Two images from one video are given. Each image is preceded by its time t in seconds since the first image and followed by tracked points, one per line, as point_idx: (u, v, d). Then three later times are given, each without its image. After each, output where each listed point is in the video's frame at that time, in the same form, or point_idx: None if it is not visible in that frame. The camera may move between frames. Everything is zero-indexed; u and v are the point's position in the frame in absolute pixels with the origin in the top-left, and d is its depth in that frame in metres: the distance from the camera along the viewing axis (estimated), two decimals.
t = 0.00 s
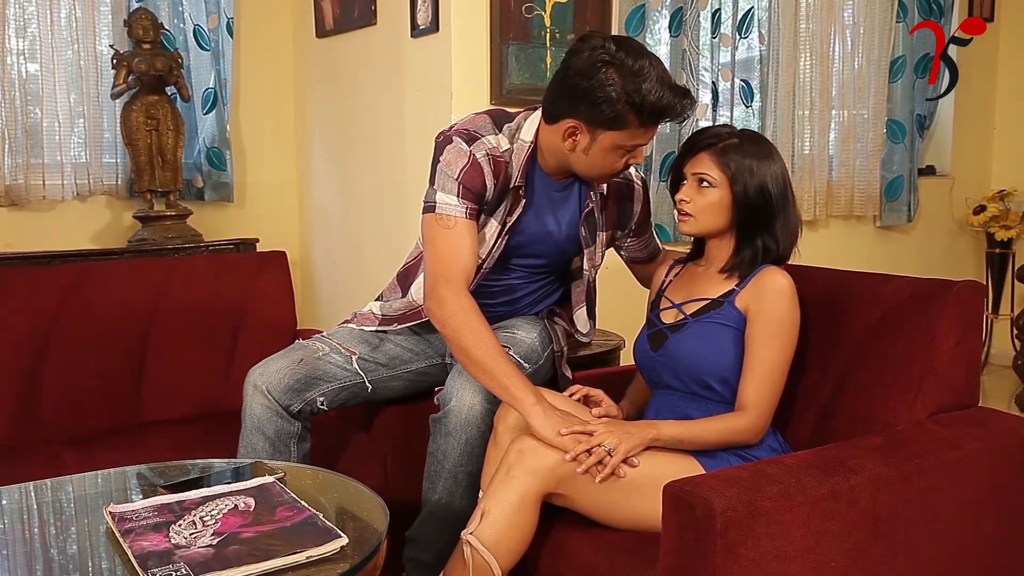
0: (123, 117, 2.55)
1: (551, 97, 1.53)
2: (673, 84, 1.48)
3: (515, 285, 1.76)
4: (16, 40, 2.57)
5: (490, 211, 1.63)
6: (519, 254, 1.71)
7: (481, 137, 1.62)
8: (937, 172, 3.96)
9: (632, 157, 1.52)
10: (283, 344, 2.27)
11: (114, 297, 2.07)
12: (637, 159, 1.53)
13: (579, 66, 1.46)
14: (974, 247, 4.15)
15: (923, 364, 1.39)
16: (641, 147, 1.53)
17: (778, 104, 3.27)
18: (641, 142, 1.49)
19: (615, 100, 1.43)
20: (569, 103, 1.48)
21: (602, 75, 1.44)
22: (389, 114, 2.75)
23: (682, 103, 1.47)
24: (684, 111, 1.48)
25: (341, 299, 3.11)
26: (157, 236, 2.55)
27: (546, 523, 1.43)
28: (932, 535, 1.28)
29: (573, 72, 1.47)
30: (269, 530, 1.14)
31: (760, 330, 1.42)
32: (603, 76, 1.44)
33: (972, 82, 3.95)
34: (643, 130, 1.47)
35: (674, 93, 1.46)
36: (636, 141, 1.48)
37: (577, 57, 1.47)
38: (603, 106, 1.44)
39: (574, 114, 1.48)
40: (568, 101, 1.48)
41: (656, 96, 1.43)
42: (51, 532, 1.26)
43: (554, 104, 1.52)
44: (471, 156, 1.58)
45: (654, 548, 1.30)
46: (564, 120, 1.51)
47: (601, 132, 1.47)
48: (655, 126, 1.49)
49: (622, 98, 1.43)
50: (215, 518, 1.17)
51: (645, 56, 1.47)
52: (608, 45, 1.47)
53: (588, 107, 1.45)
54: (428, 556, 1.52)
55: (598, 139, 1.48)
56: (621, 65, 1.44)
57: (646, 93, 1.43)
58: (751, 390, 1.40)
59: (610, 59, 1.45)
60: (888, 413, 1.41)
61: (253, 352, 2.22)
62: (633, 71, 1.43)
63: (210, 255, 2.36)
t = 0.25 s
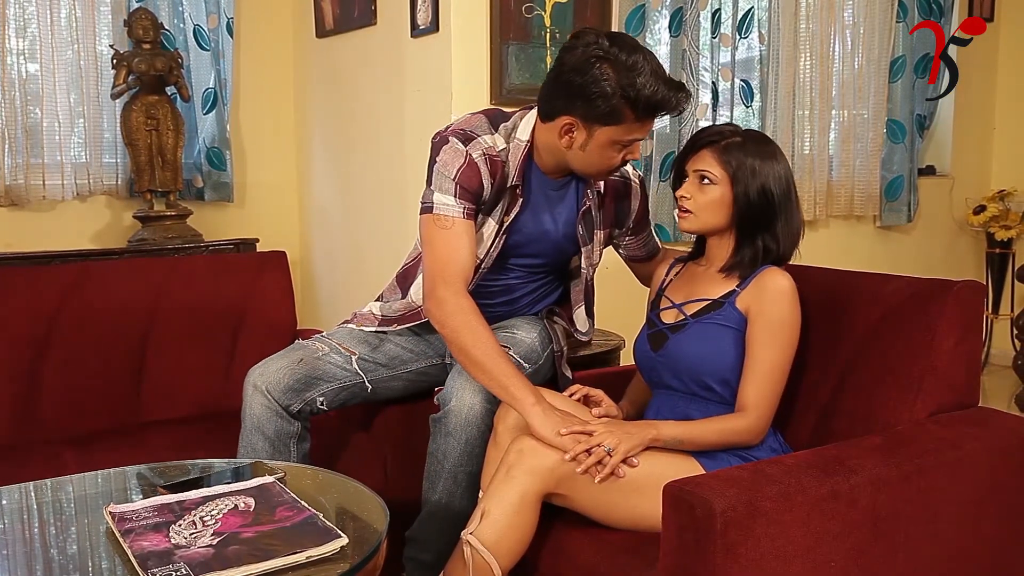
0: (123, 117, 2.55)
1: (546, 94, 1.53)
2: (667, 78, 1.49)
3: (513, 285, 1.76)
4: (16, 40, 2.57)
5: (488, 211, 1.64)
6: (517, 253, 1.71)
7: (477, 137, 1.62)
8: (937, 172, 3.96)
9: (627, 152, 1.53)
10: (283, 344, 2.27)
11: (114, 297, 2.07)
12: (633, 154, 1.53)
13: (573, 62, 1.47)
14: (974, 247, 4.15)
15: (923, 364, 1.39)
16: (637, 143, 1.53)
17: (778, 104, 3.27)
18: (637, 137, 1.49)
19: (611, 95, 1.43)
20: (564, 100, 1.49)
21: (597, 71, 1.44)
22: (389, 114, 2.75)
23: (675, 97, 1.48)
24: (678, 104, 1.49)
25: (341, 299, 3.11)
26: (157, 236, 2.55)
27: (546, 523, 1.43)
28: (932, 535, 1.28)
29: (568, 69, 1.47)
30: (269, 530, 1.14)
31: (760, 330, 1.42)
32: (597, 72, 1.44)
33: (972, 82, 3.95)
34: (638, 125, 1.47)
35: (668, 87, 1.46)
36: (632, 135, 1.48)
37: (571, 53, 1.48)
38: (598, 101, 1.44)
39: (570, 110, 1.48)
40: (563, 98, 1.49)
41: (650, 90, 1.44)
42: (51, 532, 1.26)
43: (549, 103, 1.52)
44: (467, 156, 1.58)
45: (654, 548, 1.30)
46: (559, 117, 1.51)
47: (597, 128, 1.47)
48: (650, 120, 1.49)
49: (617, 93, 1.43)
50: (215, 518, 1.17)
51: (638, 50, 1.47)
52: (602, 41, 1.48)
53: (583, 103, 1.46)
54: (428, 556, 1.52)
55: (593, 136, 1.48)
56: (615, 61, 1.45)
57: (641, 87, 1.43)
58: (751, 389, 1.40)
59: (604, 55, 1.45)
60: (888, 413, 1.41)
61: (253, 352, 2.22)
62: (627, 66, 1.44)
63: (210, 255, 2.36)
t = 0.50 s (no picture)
0: (123, 117, 2.55)
1: (543, 92, 1.53)
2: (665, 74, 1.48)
3: (513, 285, 1.76)
4: (16, 40, 2.57)
5: (486, 210, 1.64)
6: (517, 254, 1.71)
7: (475, 138, 1.62)
8: (937, 173, 3.96)
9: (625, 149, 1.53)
10: (283, 344, 2.27)
11: (114, 297, 2.07)
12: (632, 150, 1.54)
13: (570, 59, 1.47)
14: (974, 247, 4.15)
15: (923, 363, 1.39)
16: (637, 139, 1.53)
17: (778, 104, 3.27)
18: (637, 132, 1.49)
19: (609, 90, 1.43)
20: (562, 96, 1.49)
21: (594, 67, 1.44)
22: (389, 114, 2.75)
23: (675, 92, 1.48)
24: (676, 99, 1.49)
25: (341, 299, 3.11)
26: (157, 236, 2.55)
27: (546, 523, 1.43)
28: (932, 535, 1.28)
29: (565, 66, 1.47)
30: (269, 530, 1.14)
31: (760, 330, 1.42)
32: (594, 67, 1.44)
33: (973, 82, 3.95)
34: (637, 120, 1.47)
35: (666, 82, 1.46)
36: (631, 131, 1.48)
37: (568, 49, 1.48)
38: (596, 97, 1.44)
39: (568, 107, 1.48)
40: (561, 94, 1.49)
41: (648, 85, 1.44)
42: (51, 532, 1.26)
43: (548, 100, 1.52)
44: (466, 157, 1.58)
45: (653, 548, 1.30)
46: (558, 114, 1.51)
47: (595, 124, 1.47)
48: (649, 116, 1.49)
49: (614, 88, 1.43)
50: (215, 518, 1.17)
51: (635, 45, 1.47)
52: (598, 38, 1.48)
53: (582, 99, 1.46)
54: (429, 556, 1.52)
55: (592, 132, 1.49)
56: (612, 57, 1.45)
57: (639, 82, 1.43)
58: (750, 389, 1.40)
59: (601, 51, 1.45)
60: (888, 413, 1.41)
61: (252, 352, 2.22)
62: (624, 61, 1.44)
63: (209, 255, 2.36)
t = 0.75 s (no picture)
0: (123, 117, 2.55)
1: (543, 90, 1.53)
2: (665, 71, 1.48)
3: (512, 285, 1.76)
4: (16, 40, 2.57)
5: (486, 210, 1.64)
6: (517, 254, 1.71)
7: (475, 138, 1.63)
8: (937, 173, 3.96)
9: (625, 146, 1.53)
10: (283, 344, 2.27)
11: (114, 297, 2.07)
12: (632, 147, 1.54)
13: (570, 56, 1.47)
14: (974, 247, 4.15)
15: (923, 363, 1.39)
16: (637, 137, 1.53)
17: (778, 104, 3.27)
18: (637, 129, 1.50)
19: (609, 87, 1.43)
20: (562, 94, 1.49)
21: (594, 64, 1.44)
22: (389, 114, 2.75)
23: (675, 89, 1.48)
24: (676, 95, 1.49)
25: (341, 299, 3.11)
26: (157, 236, 2.55)
27: (546, 523, 1.43)
28: (932, 536, 1.28)
29: (564, 63, 1.47)
30: (269, 530, 1.14)
31: (761, 330, 1.42)
32: (594, 64, 1.44)
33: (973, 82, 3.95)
34: (637, 116, 1.48)
35: (665, 78, 1.46)
36: (631, 128, 1.49)
37: (568, 46, 1.48)
38: (596, 94, 1.44)
39: (568, 105, 1.48)
40: (561, 92, 1.49)
41: (648, 82, 1.44)
42: (50, 532, 1.26)
43: (548, 98, 1.52)
44: (465, 157, 1.58)
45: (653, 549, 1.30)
46: (558, 112, 1.51)
47: (595, 121, 1.47)
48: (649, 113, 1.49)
49: (614, 85, 1.43)
50: (215, 518, 1.17)
51: (634, 42, 1.47)
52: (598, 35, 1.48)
53: (582, 97, 1.46)
54: (429, 556, 1.52)
55: (592, 129, 1.49)
56: (612, 54, 1.45)
57: (639, 79, 1.43)
58: (750, 389, 1.40)
59: (601, 48, 1.45)
60: (888, 413, 1.41)
61: (252, 352, 2.22)
62: (624, 58, 1.44)
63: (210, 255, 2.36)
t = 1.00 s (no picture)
0: (123, 117, 2.55)
1: (543, 90, 1.53)
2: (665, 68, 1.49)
3: (512, 285, 1.76)
4: (16, 40, 2.57)
5: (486, 210, 1.64)
6: (516, 254, 1.71)
7: (474, 138, 1.62)
8: (937, 173, 3.96)
9: (625, 144, 1.53)
10: (283, 344, 2.27)
11: (114, 297, 2.07)
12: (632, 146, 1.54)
13: (570, 54, 1.47)
14: (974, 247, 4.15)
15: (923, 363, 1.39)
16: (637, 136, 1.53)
17: (778, 104, 3.27)
18: (637, 128, 1.50)
19: (609, 85, 1.43)
20: (562, 93, 1.49)
21: (594, 62, 1.44)
22: (389, 114, 2.75)
23: (675, 86, 1.48)
24: (676, 92, 1.49)
25: (341, 299, 3.11)
26: (157, 236, 2.55)
27: (545, 523, 1.43)
28: (932, 536, 1.28)
29: (564, 62, 1.48)
30: (269, 530, 1.14)
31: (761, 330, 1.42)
32: (594, 62, 1.44)
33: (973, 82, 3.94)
34: (638, 114, 1.48)
35: (665, 76, 1.46)
36: (632, 126, 1.49)
37: (567, 45, 1.48)
38: (596, 92, 1.44)
39: (568, 103, 1.49)
40: (561, 91, 1.49)
41: (648, 79, 1.44)
42: (51, 532, 1.26)
43: (548, 97, 1.52)
44: (465, 158, 1.58)
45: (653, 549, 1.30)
46: (559, 111, 1.51)
47: (596, 119, 1.47)
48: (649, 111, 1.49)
49: (615, 83, 1.43)
50: (215, 518, 1.17)
51: (633, 40, 1.47)
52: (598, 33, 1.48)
53: (582, 95, 1.46)
54: (428, 556, 1.52)
55: (592, 127, 1.49)
56: (612, 51, 1.45)
57: (639, 77, 1.43)
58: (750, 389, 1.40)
59: (601, 46, 1.45)
60: (888, 413, 1.41)
61: (252, 352, 2.22)
62: (624, 56, 1.44)
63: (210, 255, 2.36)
